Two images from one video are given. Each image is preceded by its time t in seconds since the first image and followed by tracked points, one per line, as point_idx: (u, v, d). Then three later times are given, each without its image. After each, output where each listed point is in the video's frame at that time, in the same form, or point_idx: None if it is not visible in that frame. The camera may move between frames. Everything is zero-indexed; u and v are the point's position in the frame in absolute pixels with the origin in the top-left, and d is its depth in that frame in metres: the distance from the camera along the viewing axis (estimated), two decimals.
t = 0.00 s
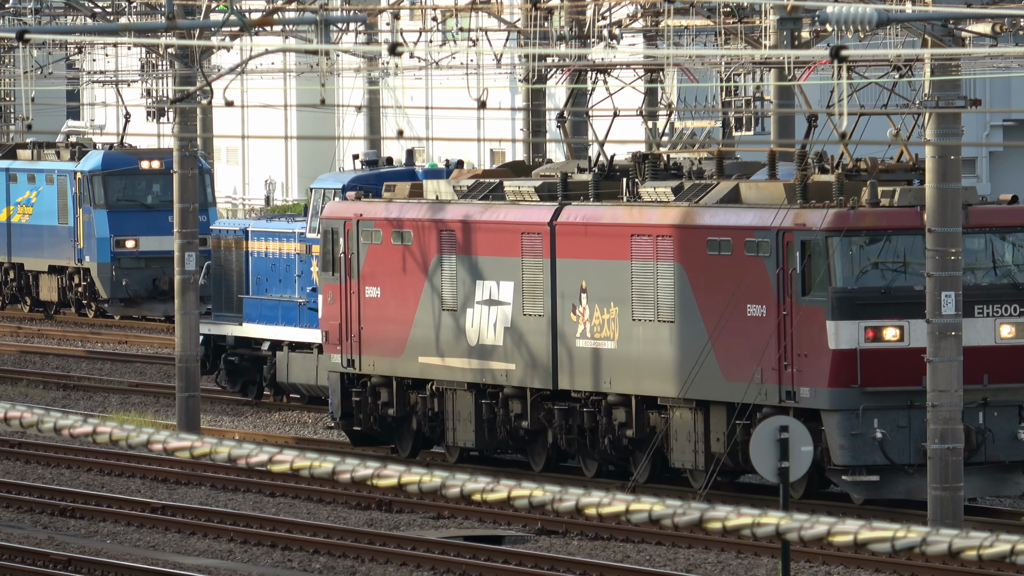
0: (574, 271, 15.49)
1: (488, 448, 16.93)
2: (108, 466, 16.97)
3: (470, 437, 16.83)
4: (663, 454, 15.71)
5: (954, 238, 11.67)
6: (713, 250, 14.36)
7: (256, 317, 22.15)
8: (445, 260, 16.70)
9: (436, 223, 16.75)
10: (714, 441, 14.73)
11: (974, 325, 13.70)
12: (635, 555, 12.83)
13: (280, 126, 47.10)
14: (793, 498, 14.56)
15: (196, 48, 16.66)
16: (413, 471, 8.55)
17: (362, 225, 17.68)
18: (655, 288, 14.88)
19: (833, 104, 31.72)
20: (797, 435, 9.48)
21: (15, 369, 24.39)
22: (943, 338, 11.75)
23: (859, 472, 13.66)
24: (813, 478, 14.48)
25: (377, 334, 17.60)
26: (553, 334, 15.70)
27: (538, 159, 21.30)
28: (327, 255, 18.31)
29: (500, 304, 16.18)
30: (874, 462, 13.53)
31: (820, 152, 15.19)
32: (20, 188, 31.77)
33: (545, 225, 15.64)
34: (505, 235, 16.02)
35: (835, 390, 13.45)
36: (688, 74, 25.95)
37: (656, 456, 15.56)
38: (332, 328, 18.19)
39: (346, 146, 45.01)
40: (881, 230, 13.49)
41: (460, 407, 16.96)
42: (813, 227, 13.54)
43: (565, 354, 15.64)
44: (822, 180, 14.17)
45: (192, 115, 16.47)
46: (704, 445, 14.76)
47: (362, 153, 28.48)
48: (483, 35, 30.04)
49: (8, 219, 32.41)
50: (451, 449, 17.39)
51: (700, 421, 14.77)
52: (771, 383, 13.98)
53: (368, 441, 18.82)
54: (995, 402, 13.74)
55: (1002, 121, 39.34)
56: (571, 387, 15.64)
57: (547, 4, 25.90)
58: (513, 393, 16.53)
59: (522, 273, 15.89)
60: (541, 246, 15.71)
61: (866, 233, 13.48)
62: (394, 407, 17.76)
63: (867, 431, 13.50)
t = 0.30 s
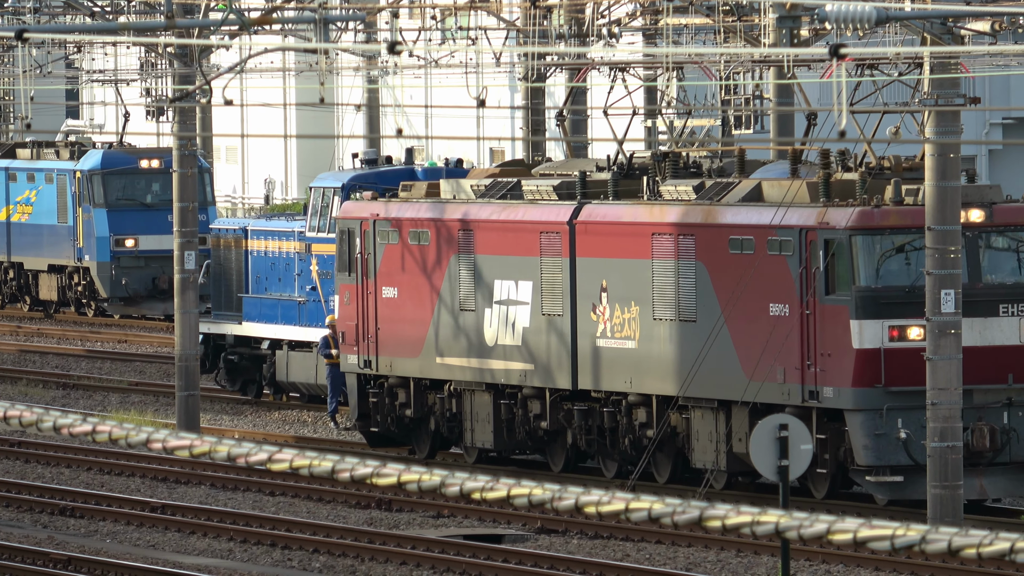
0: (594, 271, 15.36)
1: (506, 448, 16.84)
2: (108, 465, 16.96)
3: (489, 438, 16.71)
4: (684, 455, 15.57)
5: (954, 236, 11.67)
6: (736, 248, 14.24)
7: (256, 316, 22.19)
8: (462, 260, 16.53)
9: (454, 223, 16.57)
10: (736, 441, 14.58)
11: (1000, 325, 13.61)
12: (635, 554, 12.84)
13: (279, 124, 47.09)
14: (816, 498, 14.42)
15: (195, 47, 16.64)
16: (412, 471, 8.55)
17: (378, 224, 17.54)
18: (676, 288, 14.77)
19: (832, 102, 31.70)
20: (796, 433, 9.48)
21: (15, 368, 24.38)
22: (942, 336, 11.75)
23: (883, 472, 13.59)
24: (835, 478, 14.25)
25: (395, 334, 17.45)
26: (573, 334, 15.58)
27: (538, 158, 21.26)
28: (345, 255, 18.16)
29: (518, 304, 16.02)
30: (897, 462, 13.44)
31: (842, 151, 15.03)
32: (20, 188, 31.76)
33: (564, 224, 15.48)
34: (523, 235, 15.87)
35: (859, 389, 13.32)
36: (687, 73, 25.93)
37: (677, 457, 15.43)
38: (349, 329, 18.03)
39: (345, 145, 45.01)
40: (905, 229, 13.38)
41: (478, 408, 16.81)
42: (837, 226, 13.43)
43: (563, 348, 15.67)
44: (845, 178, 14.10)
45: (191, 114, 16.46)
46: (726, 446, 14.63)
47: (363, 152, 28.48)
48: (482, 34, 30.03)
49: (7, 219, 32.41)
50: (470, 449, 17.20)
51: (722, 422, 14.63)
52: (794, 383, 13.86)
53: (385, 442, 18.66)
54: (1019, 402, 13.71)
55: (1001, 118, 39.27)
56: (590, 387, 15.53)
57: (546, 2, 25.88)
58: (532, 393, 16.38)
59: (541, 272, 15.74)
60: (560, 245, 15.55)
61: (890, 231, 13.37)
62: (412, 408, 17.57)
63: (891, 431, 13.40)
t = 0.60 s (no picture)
0: (615, 271, 15.20)
1: (527, 451, 16.55)
2: (109, 465, 16.96)
3: (509, 439, 16.45)
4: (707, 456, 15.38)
5: (954, 236, 11.67)
6: (759, 249, 14.10)
7: (257, 316, 22.19)
8: (482, 259, 16.39)
9: (474, 223, 16.42)
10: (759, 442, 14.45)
11: None
12: (636, 554, 12.83)
13: (279, 125, 47.12)
14: (840, 499, 14.25)
15: (195, 47, 16.65)
16: (414, 471, 8.57)
17: (397, 224, 17.41)
18: (698, 288, 14.63)
19: (832, 102, 31.70)
20: (798, 433, 9.48)
21: (16, 368, 24.37)
22: (943, 336, 11.75)
23: (908, 474, 13.44)
24: (859, 480, 14.07)
25: (414, 334, 17.31)
26: (593, 335, 15.40)
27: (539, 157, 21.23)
28: (364, 255, 18.05)
29: (538, 305, 15.85)
30: (923, 464, 13.34)
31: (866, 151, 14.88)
32: (20, 188, 31.77)
33: (585, 225, 15.33)
34: (543, 235, 15.71)
35: (884, 391, 13.23)
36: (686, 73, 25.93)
37: (700, 458, 15.33)
38: (368, 329, 17.91)
39: (346, 145, 45.02)
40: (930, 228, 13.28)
41: (498, 409, 16.58)
42: (862, 226, 13.32)
43: (560, 347, 15.71)
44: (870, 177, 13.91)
45: (192, 114, 16.46)
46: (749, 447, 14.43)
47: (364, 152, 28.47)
48: (482, 35, 30.03)
49: (8, 219, 32.41)
50: (490, 450, 16.98)
51: (745, 423, 14.43)
52: (818, 384, 13.72)
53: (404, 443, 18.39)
54: None
55: (1001, 118, 39.23)
56: (611, 388, 15.36)
57: (547, 2, 25.89)
58: (552, 394, 16.16)
59: (561, 273, 15.59)
60: (580, 245, 15.40)
61: (914, 231, 13.27)
62: (430, 409, 17.35)
63: (916, 432, 13.28)
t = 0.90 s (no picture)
0: (637, 273, 15.07)
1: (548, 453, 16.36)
2: (111, 466, 16.96)
3: (529, 441, 16.32)
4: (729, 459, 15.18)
5: (956, 236, 11.68)
6: (783, 250, 14.00)
7: (259, 317, 22.18)
8: (502, 261, 16.24)
9: (493, 224, 16.27)
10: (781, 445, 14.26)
11: None
12: (638, 555, 12.82)
13: (281, 126, 47.12)
14: (865, 502, 13.94)
15: (197, 47, 16.63)
16: (416, 471, 8.58)
17: (415, 226, 17.21)
18: (721, 290, 14.53)
19: (834, 102, 31.61)
20: (800, 433, 9.47)
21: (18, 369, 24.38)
22: (947, 336, 11.75)
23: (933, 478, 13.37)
24: (884, 483, 13.83)
25: (433, 336, 17.13)
26: (614, 336, 15.27)
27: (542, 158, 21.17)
28: (382, 257, 17.87)
29: (559, 306, 15.71)
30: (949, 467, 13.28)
31: (890, 151, 14.82)
32: (22, 188, 31.77)
33: (607, 226, 15.22)
34: (564, 236, 15.58)
35: (910, 393, 13.11)
36: (689, 73, 25.87)
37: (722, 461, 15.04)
38: (388, 331, 17.73)
39: (347, 146, 45.06)
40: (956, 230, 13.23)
41: (519, 411, 16.42)
42: (887, 227, 13.21)
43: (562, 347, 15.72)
44: (895, 179, 13.85)
45: (194, 115, 16.44)
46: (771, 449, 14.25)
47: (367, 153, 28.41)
48: (484, 35, 30.00)
49: (10, 220, 32.41)
50: (510, 453, 16.81)
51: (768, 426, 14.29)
52: (842, 387, 13.61)
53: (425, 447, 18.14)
54: None
55: (1005, 118, 39.11)
56: (632, 390, 15.20)
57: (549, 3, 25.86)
58: (573, 397, 15.93)
59: (582, 274, 15.47)
60: (602, 247, 15.28)
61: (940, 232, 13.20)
62: (451, 411, 17.15)
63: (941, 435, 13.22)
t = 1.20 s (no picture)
0: (659, 275, 14.93)
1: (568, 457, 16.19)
2: (114, 467, 16.97)
3: (549, 445, 16.11)
4: (752, 463, 14.99)
5: (959, 238, 11.67)
6: (807, 253, 13.81)
7: (261, 318, 22.18)
8: (523, 263, 16.09)
9: (514, 226, 16.12)
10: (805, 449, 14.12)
11: None
12: (640, 556, 12.81)
13: (284, 128, 47.21)
14: (889, 507, 13.82)
15: (200, 49, 16.63)
16: (418, 473, 8.58)
17: (436, 227, 17.03)
18: (744, 293, 14.37)
19: (836, 104, 31.61)
20: (802, 436, 9.47)
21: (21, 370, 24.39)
22: (948, 338, 11.74)
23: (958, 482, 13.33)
24: (909, 487, 13.63)
25: (454, 339, 16.98)
26: (636, 339, 15.13)
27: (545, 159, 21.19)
28: (401, 258, 17.69)
29: (581, 309, 15.58)
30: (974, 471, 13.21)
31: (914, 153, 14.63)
32: (25, 189, 31.79)
33: (628, 228, 15.09)
34: (584, 238, 15.44)
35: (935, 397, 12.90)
36: (692, 75, 25.91)
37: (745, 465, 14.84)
38: (406, 334, 17.58)
39: (349, 147, 45.13)
40: (980, 233, 13.03)
41: (540, 414, 16.27)
42: (912, 230, 12.99)
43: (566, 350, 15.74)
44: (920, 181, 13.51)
45: (197, 116, 16.43)
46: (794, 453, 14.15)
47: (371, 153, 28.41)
48: (486, 37, 30.05)
49: (13, 221, 32.44)
50: (530, 457, 16.63)
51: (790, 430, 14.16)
52: (866, 391, 13.39)
53: (443, 450, 18.02)
54: None
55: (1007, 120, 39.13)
56: (654, 393, 15.06)
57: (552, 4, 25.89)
58: (594, 400, 15.80)
59: (604, 277, 15.33)
60: (624, 249, 15.14)
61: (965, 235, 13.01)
62: (470, 414, 17.02)
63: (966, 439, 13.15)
